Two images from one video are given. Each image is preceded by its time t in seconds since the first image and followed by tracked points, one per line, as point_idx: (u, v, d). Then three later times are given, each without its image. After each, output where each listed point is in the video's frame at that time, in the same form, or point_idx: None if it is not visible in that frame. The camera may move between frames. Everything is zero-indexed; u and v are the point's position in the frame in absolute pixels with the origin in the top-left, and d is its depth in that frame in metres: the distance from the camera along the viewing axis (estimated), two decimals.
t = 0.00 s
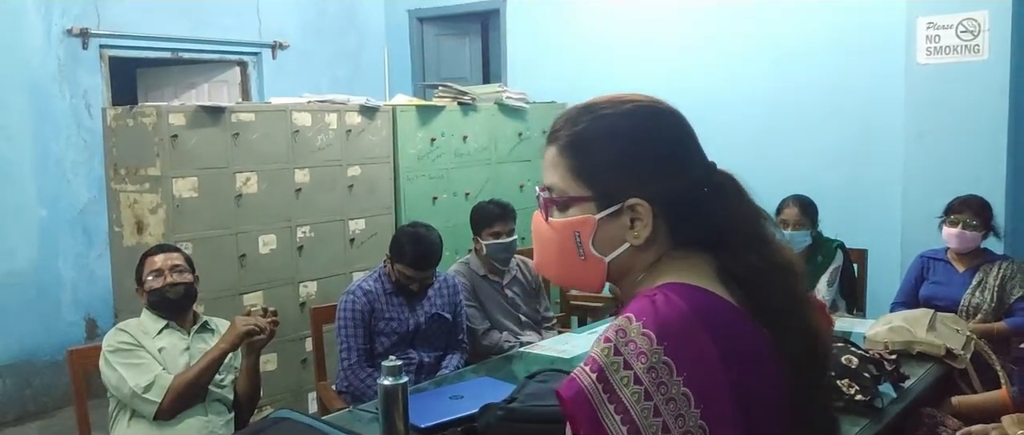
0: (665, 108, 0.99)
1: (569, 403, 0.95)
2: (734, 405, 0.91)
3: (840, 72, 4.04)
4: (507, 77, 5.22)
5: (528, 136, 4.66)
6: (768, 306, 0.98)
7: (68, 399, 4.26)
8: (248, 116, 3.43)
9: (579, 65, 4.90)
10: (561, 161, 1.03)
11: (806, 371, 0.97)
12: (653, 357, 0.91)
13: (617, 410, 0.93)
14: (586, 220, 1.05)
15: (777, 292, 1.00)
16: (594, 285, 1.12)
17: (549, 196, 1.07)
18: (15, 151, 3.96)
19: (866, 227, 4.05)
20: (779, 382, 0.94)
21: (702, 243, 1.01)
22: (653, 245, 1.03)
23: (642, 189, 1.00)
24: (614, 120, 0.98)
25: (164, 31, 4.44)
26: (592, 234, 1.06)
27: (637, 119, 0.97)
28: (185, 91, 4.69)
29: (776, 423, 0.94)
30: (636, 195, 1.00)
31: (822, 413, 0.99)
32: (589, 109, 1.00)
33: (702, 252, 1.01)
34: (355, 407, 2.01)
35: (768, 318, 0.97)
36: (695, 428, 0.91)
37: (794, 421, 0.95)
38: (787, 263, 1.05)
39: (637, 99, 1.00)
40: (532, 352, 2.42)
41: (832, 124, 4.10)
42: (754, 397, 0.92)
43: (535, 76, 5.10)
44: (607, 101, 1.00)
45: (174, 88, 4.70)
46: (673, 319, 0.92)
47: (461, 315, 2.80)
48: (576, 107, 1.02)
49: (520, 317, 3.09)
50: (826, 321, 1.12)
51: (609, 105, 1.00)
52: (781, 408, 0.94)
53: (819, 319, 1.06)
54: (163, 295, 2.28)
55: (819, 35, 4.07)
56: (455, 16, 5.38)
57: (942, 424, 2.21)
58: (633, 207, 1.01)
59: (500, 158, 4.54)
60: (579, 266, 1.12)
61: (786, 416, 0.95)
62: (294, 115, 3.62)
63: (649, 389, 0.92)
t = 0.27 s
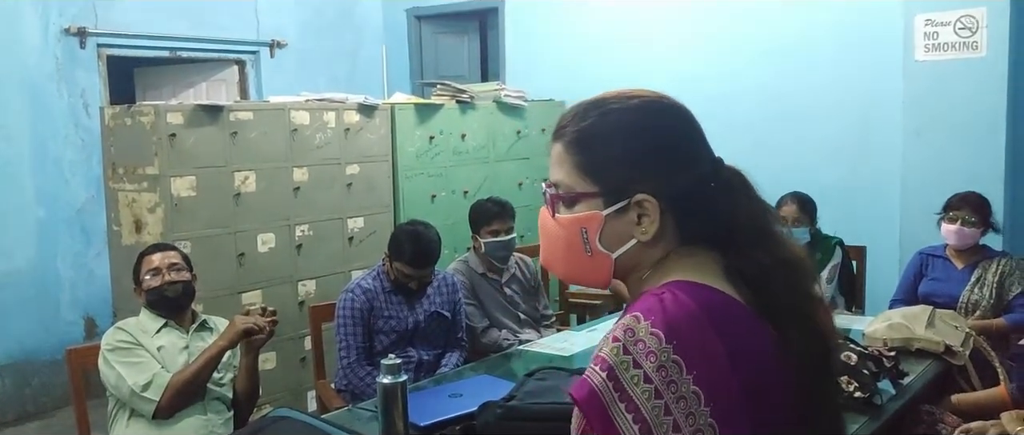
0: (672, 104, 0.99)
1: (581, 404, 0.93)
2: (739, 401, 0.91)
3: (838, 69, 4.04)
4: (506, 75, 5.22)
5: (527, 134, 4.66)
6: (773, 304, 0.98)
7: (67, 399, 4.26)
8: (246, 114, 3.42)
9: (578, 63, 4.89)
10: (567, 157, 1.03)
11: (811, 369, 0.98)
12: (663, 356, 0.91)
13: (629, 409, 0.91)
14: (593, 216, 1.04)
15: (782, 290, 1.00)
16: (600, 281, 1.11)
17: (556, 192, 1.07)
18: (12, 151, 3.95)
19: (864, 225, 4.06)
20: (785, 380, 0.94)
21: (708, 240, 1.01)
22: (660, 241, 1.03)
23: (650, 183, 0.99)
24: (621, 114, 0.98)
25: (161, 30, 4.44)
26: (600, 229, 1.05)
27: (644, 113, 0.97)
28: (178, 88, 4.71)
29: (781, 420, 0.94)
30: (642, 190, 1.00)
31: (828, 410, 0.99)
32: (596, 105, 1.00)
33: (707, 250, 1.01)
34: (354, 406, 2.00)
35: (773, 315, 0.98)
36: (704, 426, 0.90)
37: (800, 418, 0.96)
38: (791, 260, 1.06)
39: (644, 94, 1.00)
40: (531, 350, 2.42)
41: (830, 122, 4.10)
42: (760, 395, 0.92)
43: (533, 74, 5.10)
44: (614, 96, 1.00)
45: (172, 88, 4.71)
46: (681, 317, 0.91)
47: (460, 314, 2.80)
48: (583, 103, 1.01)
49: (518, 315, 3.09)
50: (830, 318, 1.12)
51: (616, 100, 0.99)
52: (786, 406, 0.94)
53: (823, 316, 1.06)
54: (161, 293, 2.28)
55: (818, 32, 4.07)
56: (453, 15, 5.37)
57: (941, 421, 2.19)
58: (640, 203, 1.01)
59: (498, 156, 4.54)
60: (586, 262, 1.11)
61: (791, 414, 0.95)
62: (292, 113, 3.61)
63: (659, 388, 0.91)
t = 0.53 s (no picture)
0: (676, 101, 0.99)
1: (586, 398, 0.92)
2: (744, 399, 0.91)
3: (841, 67, 4.03)
4: (508, 73, 5.21)
5: (529, 133, 4.66)
6: (779, 301, 0.98)
7: (70, 397, 4.27)
8: (248, 112, 3.43)
9: (580, 61, 4.89)
10: (572, 156, 1.02)
11: (814, 366, 0.98)
12: (669, 352, 0.91)
13: (633, 405, 0.91)
14: (599, 214, 1.04)
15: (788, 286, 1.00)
16: (607, 283, 1.10)
17: (562, 191, 1.07)
18: (14, 149, 3.95)
19: (867, 224, 4.05)
20: (788, 377, 0.95)
21: (714, 237, 1.01)
22: (666, 238, 1.02)
23: (655, 180, 0.99)
24: (626, 111, 0.97)
25: (163, 28, 4.44)
26: (606, 227, 1.05)
27: (649, 111, 0.97)
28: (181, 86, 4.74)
29: (783, 417, 0.94)
30: (649, 187, 1.00)
31: (831, 407, 1.00)
32: (601, 103, 1.00)
33: (712, 247, 1.01)
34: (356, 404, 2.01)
35: (778, 312, 0.98)
36: (708, 423, 0.90)
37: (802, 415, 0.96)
38: (795, 257, 1.06)
39: (647, 92, 1.00)
40: (533, 348, 2.42)
41: (832, 121, 4.09)
42: (763, 391, 0.93)
43: (535, 73, 5.09)
44: (618, 95, 1.00)
45: (174, 86, 4.73)
46: (687, 314, 0.91)
47: (462, 311, 2.80)
48: (587, 101, 1.01)
49: (521, 313, 3.09)
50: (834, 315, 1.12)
51: (621, 98, 0.99)
52: (789, 402, 0.95)
53: (827, 312, 1.06)
54: (163, 291, 2.28)
55: (820, 30, 4.07)
56: (455, 13, 5.37)
57: (944, 420, 2.20)
58: (646, 200, 1.01)
59: (500, 154, 4.54)
60: (592, 262, 1.11)
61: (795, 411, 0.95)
62: (294, 111, 3.61)
63: (664, 384, 0.90)
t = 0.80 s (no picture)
0: (666, 103, 0.99)
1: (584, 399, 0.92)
2: (743, 401, 0.91)
3: (843, 68, 4.03)
4: (509, 72, 5.21)
5: (529, 132, 4.67)
6: (780, 301, 0.98)
7: (70, 395, 4.27)
8: (249, 111, 3.42)
9: (581, 61, 4.89)
10: (567, 160, 1.02)
11: (814, 366, 0.98)
12: (667, 354, 0.90)
13: (631, 406, 0.90)
14: (597, 217, 1.04)
15: (788, 287, 1.00)
16: (607, 285, 1.11)
17: (555, 198, 1.06)
18: (16, 147, 3.95)
19: (868, 224, 4.05)
20: (789, 377, 0.94)
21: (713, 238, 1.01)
22: (665, 238, 1.02)
23: (651, 181, 0.99)
24: (618, 114, 0.98)
25: (165, 27, 4.44)
26: (605, 230, 1.05)
27: (642, 113, 0.97)
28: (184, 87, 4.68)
29: (783, 417, 0.94)
30: (644, 186, 0.99)
31: (831, 407, 0.99)
32: (593, 107, 1.00)
33: (712, 247, 1.01)
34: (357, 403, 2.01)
35: (779, 313, 0.98)
36: (706, 425, 0.90)
37: (803, 415, 0.96)
38: (796, 257, 1.05)
39: (636, 95, 1.00)
40: (534, 348, 2.42)
41: (834, 121, 4.09)
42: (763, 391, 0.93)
43: (536, 72, 5.09)
44: (610, 99, 1.01)
45: (177, 84, 4.69)
46: (687, 316, 0.91)
47: (462, 311, 2.80)
48: (579, 106, 1.02)
49: (521, 312, 3.09)
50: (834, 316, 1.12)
51: (611, 101, 1.00)
52: (790, 402, 0.95)
53: (827, 313, 1.06)
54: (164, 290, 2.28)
55: (823, 30, 4.06)
56: (456, 13, 5.37)
57: (945, 421, 2.19)
58: (642, 200, 1.00)
59: (501, 154, 4.54)
60: (591, 264, 1.11)
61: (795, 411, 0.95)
62: (295, 110, 3.61)
63: (662, 386, 0.90)
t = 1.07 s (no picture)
0: (665, 103, 1.00)
1: (574, 398, 0.91)
2: (734, 401, 0.91)
3: (846, 68, 4.02)
4: (512, 73, 5.21)
5: (532, 133, 4.67)
6: (773, 302, 0.97)
7: (74, 395, 4.28)
8: (253, 112, 3.43)
9: (584, 61, 4.89)
10: (566, 156, 1.02)
11: (809, 367, 0.97)
12: (658, 351, 0.90)
13: (622, 404, 0.90)
14: (595, 212, 1.04)
15: (782, 287, 1.00)
16: (597, 281, 1.11)
17: (555, 189, 1.06)
18: (19, 148, 3.96)
19: (871, 225, 4.05)
20: (784, 378, 0.93)
21: (706, 238, 1.01)
22: (660, 237, 1.02)
23: (650, 179, 0.99)
24: (617, 112, 0.98)
25: (169, 28, 4.45)
26: (601, 226, 1.04)
27: (642, 112, 0.97)
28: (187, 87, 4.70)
29: (777, 419, 0.93)
30: (644, 184, 0.99)
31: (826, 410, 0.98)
32: (593, 105, 1.00)
33: (705, 248, 1.00)
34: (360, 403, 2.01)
35: (773, 314, 0.97)
36: (696, 423, 0.90)
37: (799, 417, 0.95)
38: (788, 259, 1.05)
39: (636, 95, 1.00)
40: (537, 348, 2.42)
41: (838, 121, 4.08)
42: (756, 392, 0.92)
43: (539, 73, 5.09)
44: (610, 97, 1.01)
45: (180, 85, 4.70)
46: (679, 314, 0.91)
47: (467, 311, 2.80)
48: (579, 103, 1.02)
49: (524, 313, 3.09)
50: (830, 319, 1.11)
51: (611, 100, 1.00)
52: (785, 404, 0.94)
53: (821, 315, 1.05)
54: (168, 290, 2.29)
55: (826, 29, 4.05)
56: (459, 13, 5.37)
57: (949, 422, 2.19)
58: (641, 197, 1.00)
59: (504, 154, 4.54)
60: (587, 261, 1.11)
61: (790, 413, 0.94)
62: (299, 111, 3.62)
63: (653, 384, 0.90)
